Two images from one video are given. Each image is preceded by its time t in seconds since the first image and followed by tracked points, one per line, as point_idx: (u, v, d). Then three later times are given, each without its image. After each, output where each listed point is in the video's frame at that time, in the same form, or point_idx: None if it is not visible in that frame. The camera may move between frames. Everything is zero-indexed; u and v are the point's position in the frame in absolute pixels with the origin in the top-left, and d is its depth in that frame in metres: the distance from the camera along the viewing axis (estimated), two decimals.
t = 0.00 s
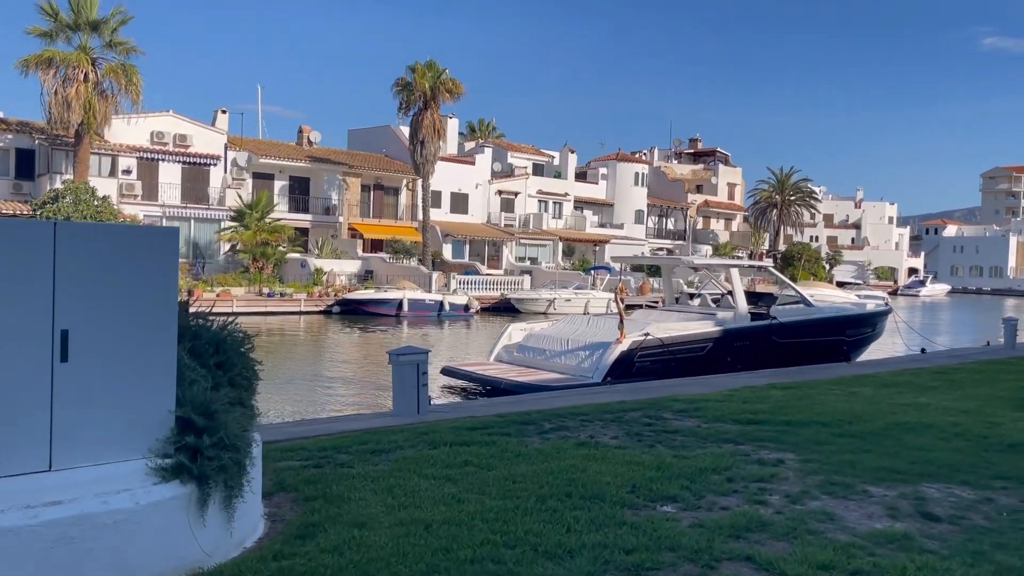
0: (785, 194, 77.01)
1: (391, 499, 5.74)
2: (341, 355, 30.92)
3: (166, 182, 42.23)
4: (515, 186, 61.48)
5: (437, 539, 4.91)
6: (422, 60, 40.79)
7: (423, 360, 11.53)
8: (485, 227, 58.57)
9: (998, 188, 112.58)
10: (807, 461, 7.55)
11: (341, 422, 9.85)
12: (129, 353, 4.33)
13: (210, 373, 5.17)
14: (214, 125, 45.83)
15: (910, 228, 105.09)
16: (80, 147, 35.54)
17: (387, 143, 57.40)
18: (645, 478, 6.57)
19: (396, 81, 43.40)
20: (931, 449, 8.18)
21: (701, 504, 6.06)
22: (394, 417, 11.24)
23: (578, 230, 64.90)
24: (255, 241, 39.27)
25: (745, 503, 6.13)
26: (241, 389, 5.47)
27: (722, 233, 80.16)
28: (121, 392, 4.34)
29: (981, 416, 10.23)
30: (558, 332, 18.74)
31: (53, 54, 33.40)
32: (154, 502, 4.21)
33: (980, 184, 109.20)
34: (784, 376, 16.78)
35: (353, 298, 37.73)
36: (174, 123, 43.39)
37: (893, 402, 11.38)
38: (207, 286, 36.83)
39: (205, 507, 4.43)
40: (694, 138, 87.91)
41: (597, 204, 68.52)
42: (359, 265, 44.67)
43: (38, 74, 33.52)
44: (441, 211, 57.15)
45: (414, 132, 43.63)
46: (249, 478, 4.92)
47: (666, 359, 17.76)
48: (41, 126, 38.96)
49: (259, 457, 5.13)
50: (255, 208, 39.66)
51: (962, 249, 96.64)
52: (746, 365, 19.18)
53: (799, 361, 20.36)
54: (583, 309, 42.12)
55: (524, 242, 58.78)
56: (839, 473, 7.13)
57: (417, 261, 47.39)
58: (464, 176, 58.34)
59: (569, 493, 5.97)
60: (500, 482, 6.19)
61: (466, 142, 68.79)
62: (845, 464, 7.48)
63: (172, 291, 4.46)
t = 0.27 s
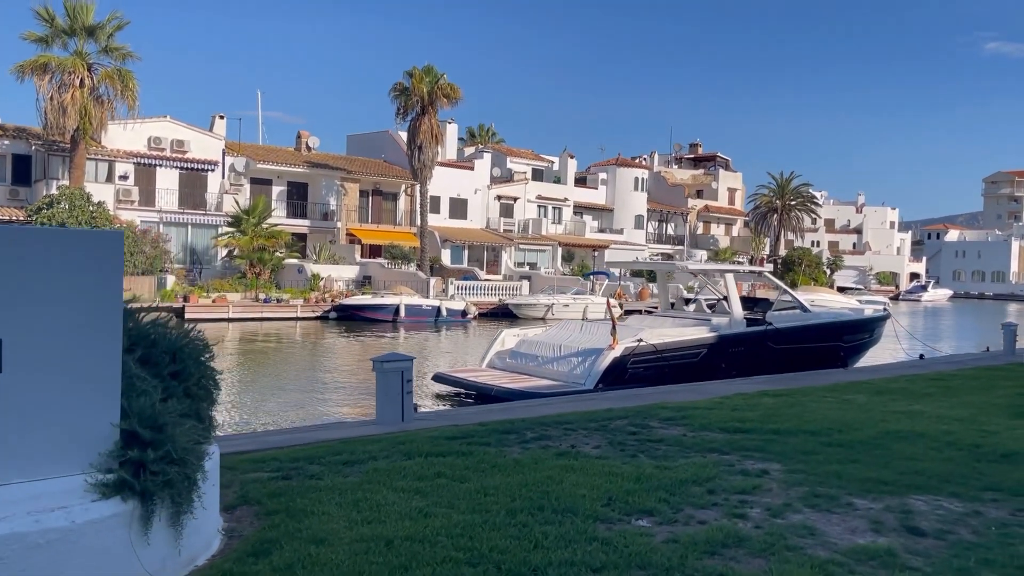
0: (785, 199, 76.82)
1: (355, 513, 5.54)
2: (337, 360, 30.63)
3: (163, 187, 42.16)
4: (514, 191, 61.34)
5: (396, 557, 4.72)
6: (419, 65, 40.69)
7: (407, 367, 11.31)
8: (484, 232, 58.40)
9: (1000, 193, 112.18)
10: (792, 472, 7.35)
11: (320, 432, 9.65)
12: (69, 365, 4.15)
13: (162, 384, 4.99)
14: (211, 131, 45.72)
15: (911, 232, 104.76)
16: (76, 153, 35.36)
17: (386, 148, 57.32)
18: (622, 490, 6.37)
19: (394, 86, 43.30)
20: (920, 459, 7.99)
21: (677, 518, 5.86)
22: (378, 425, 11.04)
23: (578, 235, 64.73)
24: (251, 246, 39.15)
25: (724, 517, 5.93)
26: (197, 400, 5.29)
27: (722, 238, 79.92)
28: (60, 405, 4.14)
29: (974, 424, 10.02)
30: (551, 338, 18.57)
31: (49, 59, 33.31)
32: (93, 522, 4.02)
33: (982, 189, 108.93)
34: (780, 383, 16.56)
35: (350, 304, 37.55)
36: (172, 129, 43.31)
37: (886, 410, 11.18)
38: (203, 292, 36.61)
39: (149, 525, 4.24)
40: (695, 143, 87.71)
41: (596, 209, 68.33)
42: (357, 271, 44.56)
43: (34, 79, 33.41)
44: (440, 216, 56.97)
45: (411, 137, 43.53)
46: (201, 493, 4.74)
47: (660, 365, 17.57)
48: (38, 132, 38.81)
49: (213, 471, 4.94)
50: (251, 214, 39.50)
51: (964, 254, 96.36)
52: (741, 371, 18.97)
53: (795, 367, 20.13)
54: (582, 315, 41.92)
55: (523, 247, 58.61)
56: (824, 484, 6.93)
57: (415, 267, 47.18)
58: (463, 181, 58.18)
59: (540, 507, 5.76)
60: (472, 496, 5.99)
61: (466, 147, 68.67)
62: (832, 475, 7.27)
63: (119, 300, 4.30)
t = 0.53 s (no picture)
0: (789, 203, 76.50)
1: (324, 528, 5.30)
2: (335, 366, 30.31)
3: (162, 192, 42.15)
4: (515, 195, 61.13)
5: None
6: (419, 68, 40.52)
7: (395, 374, 11.07)
8: (485, 236, 58.18)
9: (1005, 197, 111.67)
10: (785, 482, 7.09)
11: (303, 441, 9.41)
12: (9, 376, 3.92)
13: (119, 392, 4.75)
14: (210, 135, 45.61)
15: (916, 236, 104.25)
16: (74, 157, 35.26)
17: (386, 153, 57.19)
18: (606, 502, 6.12)
19: (394, 90, 43.14)
20: (919, 469, 7.72)
21: (662, 533, 5.60)
22: (364, 433, 10.80)
23: (580, 239, 64.47)
24: (250, 251, 39.04)
25: (711, 531, 5.68)
26: (157, 410, 5.06)
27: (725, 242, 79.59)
28: None
29: (975, 432, 9.75)
30: (547, 343, 18.34)
31: (46, 63, 33.36)
32: (30, 541, 3.79)
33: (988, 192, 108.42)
34: (779, 389, 16.28)
35: (349, 308, 37.35)
36: (171, 133, 43.21)
37: (886, 416, 10.91)
38: (200, 297, 36.39)
39: (94, 542, 4.04)
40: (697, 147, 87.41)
41: (598, 213, 68.07)
42: (357, 275, 44.37)
43: (32, 83, 33.40)
44: (441, 221, 56.78)
45: (411, 141, 43.35)
46: (155, 508, 4.52)
47: (657, 370, 17.31)
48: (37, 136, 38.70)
49: (169, 484, 4.70)
50: (249, 218, 39.41)
51: (970, 258, 95.86)
52: (740, 376, 18.70)
53: (796, 372, 19.84)
54: (583, 320, 41.63)
55: (524, 251, 58.39)
56: (818, 496, 6.67)
57: (415, 271, 46.95)
58: (464, 185, 58.00)
59: (518, 521, 5.52)
60: (447, 509, 5.75)
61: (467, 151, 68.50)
62: (826, 485, 7.01)
63: (62, 306, 4.07)
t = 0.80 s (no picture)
0: (791, 205, 76.19)
1: (289, 540, 5.06)
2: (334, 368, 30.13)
3: (161, 194, 42.09)
4: (516, 197, 60.89)
5: None
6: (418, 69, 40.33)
7: (383, 378, 10.78)
8: (486, 238, 57.97)
9: (1010, 198, 111.22)
10: (776, 489, 6.84)
11: (285, 446, 9.15)
12: None
13: (71, 398, 4.52)
14: (210, 137, 45.49)
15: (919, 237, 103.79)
16: (71, 160, 35.15)
17: (386, 155, 57.03)
18: (587, 511, 5.87)
19: (393, 91, 42.96)
20: (915, 475, 7.47)
21: (643, 543, 5.36)
22: (350, 437, 10.54)
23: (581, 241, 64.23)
24: (249, 253, 38.88)
25: (695, 542, 5.43)
26: (111, 416, 4.82)
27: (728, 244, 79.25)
28: None
29: (973, 436, 9.52)
30: (543, 345, 18.11)
31: (43, 65, 33.26)
32: None
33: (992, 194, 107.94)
34: (777, 392, 16.04)
35: (347, 311, 37.16)
36: (170, 135, 43.11)
37: (883, 420, 10.65)
38: (198, 300, 36.21)
39: (32, 558, 3.81)
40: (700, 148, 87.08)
41: (600, 215, 67.81)
42: (357, 277, 44.15)
43: (28, 85, 33.32)
44: (441, 222, 56.59)
45: (411, 143, 43.17)
46: (103, 517, 4.31)
47: (653, 373, 17.08)
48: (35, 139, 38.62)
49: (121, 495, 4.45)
50: (248, 220, 39.18)
51: (974, 260, 95.40)
52: (739, 379, 18.45)
53: (796, 374, 19.58)
54: (584, 321, 41.41)
55: (525, 253, 58.19)
56: (809, 503, 6.43)
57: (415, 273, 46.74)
58: (464, 187, 57.81)
59: (493, 532, 5.27)
60: (420, 519, 5.51)
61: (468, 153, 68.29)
62: (819, 492, 6.79)
63: None
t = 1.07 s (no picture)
0: (794, 207, 75.89)
1: (245, 559, 4.83)
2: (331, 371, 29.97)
3: (159, 198, 41.94)
4: (517, 200, 60.67)
5: None
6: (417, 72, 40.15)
7: (367, 385, 10.57)
8: (487, 241, 57.77)
9: (1015, 200, 110.69)
10: (762, 503, 6.61)
11: (265, 456, 8.95)
12: None
13: (11, 410, 4.19)
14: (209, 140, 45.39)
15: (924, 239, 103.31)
16: (68, 163, 35.04)
17: (387, 157, 56.91)
18: (562, 526, 5.64)
19: (392, 93, 42.80)
20: (908, 487, 7.25)
21: (617, 561, 5.13)
22: (334, 445, 10.34)
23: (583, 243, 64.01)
24: (247, 256, 38.75)
25: (673, 560, 5.19)
26: (57, 430, 4.58)
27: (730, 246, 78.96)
28: None
29: (970, 444, 9.28)
30: (538, 349, 17.90)
31: (39, 68, 33.16)
32: None
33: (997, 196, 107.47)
34: (774, 397, 15.78)
35: (345, 314, 36.93)
36: (169, 138, 43.05)
37: (879, 427, 10.41)
38: (195, 303, 36.04)
39: None
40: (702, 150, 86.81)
41: (601, 218, 67.56)
42: (357, 280, 43.93)
43: (25, 88, 33.21)
44: (442, 225, 56.40)
45: (410, 145, 43.01)
46: (36, 541, 4.05)
47: (648, 378, 16.85)
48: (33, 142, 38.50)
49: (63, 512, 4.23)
50: (247, 223, 38.98)
51: (979, 262, 94.95)
52: (736, 384, 18.19)
53: (794, 379, 19.31)
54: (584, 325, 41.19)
55: (526, 256, 57.96)
56: (794, 517, 6.20)
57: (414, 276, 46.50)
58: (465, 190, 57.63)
59: (461, 551, 5.04)
60: (386, 535, 5.28)
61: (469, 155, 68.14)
62: (807, 505, 6.55)
63: None
